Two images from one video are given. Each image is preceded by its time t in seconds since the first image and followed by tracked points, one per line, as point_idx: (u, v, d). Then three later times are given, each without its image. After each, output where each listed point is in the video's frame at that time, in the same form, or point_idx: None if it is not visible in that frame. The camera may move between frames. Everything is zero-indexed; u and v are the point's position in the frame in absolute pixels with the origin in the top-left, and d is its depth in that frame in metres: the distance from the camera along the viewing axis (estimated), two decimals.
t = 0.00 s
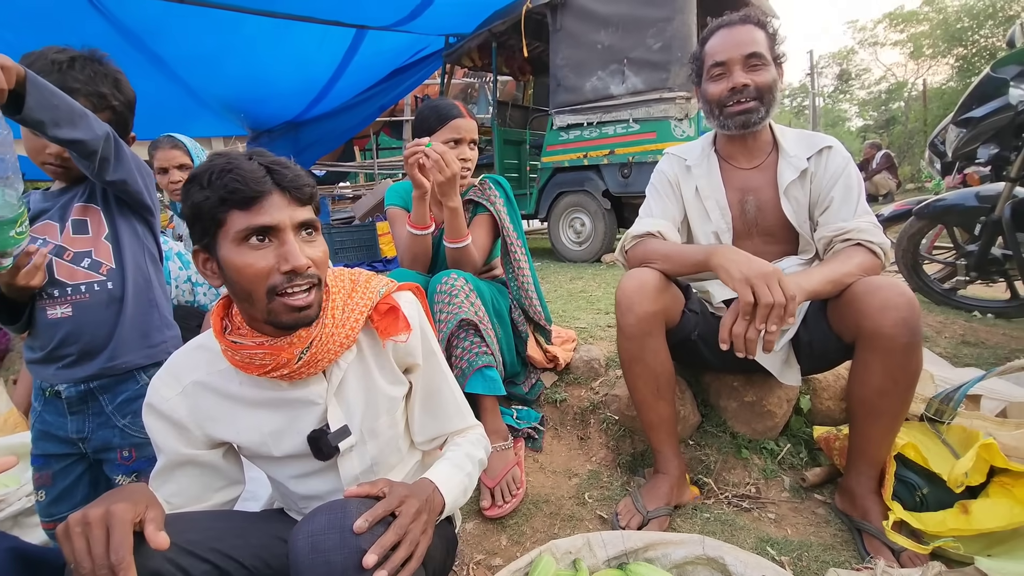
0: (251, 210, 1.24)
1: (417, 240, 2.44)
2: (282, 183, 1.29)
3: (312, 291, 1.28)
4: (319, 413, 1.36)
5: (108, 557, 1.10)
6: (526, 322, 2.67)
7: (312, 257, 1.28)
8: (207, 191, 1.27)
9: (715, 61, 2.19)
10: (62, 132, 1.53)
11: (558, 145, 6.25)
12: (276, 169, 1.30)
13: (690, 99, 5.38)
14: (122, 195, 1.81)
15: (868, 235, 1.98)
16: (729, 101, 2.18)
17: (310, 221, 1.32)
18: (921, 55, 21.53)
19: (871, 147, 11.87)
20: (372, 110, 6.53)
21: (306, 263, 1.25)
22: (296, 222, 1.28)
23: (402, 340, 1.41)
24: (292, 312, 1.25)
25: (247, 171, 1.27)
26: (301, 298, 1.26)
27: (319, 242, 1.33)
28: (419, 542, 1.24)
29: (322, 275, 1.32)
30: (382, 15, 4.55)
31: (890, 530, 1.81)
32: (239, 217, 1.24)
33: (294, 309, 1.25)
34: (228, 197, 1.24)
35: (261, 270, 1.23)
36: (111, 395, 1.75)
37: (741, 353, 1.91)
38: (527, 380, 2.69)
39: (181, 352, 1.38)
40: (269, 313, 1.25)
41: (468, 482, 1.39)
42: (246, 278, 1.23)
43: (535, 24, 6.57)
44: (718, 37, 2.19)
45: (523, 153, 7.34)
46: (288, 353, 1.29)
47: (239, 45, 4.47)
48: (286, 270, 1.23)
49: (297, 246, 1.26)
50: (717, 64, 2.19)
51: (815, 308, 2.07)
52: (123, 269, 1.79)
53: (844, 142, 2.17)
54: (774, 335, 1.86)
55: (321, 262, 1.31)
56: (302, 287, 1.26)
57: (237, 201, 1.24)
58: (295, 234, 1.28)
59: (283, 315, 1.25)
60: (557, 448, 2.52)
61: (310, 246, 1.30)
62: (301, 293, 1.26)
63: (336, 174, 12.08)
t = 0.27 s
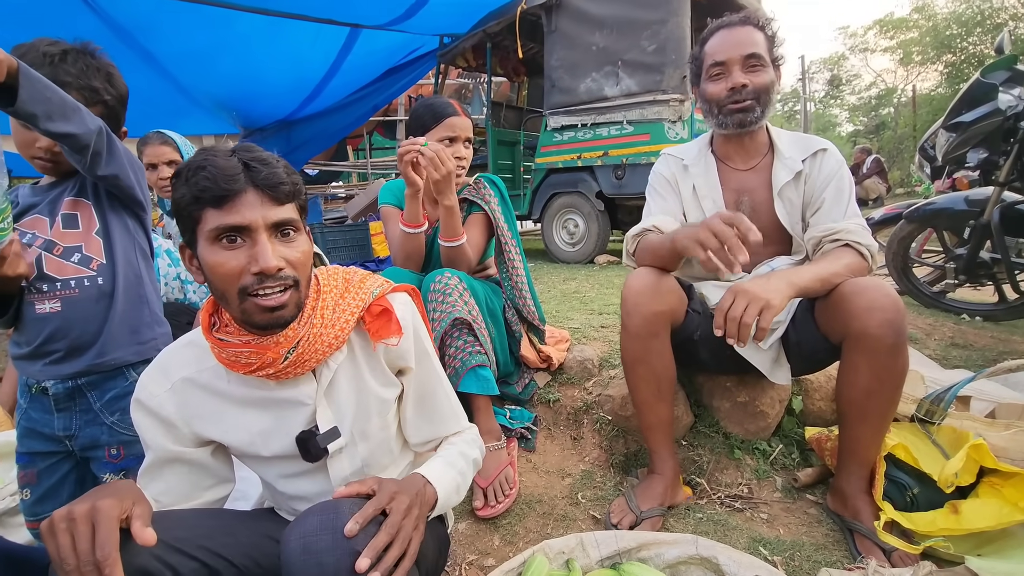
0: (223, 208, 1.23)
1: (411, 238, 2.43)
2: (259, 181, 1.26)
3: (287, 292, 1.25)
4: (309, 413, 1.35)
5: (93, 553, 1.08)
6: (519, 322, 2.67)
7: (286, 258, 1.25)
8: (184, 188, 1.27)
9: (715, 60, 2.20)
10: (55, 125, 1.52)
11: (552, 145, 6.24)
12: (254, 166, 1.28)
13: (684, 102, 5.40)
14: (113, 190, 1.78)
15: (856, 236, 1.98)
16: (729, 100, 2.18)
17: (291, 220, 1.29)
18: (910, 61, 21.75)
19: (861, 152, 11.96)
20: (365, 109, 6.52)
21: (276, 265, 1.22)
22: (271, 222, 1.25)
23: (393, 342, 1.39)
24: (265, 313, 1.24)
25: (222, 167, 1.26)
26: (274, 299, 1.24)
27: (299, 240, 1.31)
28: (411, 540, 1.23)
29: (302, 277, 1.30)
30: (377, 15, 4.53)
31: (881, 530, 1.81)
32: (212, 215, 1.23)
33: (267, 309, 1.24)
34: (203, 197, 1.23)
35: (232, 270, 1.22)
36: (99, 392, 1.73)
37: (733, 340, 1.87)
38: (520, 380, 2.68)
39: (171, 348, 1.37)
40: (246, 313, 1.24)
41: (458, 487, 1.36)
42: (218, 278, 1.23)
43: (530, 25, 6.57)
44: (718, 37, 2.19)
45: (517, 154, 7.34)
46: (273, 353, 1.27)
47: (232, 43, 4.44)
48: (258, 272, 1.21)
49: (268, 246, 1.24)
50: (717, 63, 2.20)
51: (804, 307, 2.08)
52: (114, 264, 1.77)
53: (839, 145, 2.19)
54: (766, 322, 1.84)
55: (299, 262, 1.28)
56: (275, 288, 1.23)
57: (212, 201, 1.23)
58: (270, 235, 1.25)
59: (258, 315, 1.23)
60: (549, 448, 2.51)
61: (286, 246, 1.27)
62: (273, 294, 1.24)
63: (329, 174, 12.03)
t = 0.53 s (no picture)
0: (221, 207, 1.22)
1: (407, 239, 2.42)
2: (258, 181, 1.25)
3: (282, 293, 1.25)
4: (302, 416, 1.34)
5: (90, 548, 1.08)
6: (515, 323, 2.67)
7: (281, 258, 1.24)
8: (183, 185, 1.26)
9: (714, 64, 2.20)
10: (46, 125, 1.50)
11: (547, 147, 6.25)
12: (254, 166, 1.27)
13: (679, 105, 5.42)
14: (107, 188, 1.78)
15: (850, 240, 1.99)
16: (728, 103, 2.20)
17: (289, 221, 1.28)
18: (902, 68, 21.94)
19: (854, 157, 12.03)
20: (362, 108, 6.55)
21: (272, 265, 1.21)
22: (269, 223, 1.25)
23: (388, 345, 1.37)
24: (260, 313, 1.23)
25: (221, 165, 1.25)
26: (269, 299, 1.23)
27: (297, 241, 1.30)
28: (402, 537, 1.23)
29: (298, 279, 1.29)
30: (374, 15, 4.53)
31: (875, 533, 1.82)
32: (210, 213, 1.22)
33: (262, 309, 1.23)
34: (201, 194, 1.23)
35: (227, 270, 1.21)
36: (93, 391, 1.71)
37: (718, 345, 1.89)
38: (516, 382, 2.68)
39: (168, 346, 1.36)
40: (239, 312, 1.23)
41: (449, 492, 1.35)
42: (214, 277, 1.22)
43: (526, 27, 6.59)
44: (716, 40, 2.20)
45: (513, 156, 7.34)
46: (267, 354, 1.26)
47: (226, 41, 4.42)
48: (253, 272, 1.20)
49: (265, 247, 1.23)
50: (715, 66, 2.20)
51: (798, 311, 2.09)
52: (108, 263, 1.76)
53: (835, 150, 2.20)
54: (750, 327, 1.84)
55: (296, 263, 1.27)
56: (270, 289, 1.22)
57: (210, 199, 1.22)
58: (268, 236, 1.25)
59: (252, 315, 1.22)
60: (545, 449, 2.51)
61: (283, 247, 1.26)
62: (268, 294, 1.23)
63: (323, 175, 11.99)
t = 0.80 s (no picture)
0: (226, 204, 1.22)
1: (406, 239, 2.42)
2: (264, 178, 1.26)
3: (285, 291, 1.25)
4: (302, 414, 1.34)
5: (88, 546, 1.08)
6: (513, 324, 2.67)
7: (286, 256, 1.24)
8: (188, 182, 1.26)
9: (710, 67, 2.22)
10: (48, 126, 1.50)
11: (545, 149, 6.26)
12: (259, 164, 1.27)
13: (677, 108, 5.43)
14: (108, 189, 1.77)
15: (846, 242, 2.01)
16: (723, 107, 2.20)
17: (293, 219, 1.28)
18: (898, 72, 22.06)
19: (850, 161, 12.07)
20: (360, 108, 6.61)
21: (276, 264, 1.21)
22: (273, 221, 1.25)
23: (389, 344, 1.38)
24: (263, 310, 1.23)
25: (227, 162, 1.25)
26: (272, 297, 1.23)
27: (300, 240, 1.30)
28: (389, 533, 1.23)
29: (301, 277, 1.29)
30: (372, 15, 4.53)
31: (870, 535, 1.83)
32: (215, 211, 1.22)
33: (265, 307, 1.23)
34: (206, 191, 1.23)
35: (232, 267, 1.21)
36: (89, 390, 1.71)
37: (718, 347, 1.90)
38: (514, 382, 2.68)
39: (167, 343, 1.36)
40: (242, 310, 1.23)
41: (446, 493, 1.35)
42: (218, 274, 1.21)
43: (525, 29, 6.60)
44: (713, 44, 2.22)
45: (510, 157, 7.35)
46: (268, 352, 1.26)
47: (224, 39, 4.41)
48: (258, 270, 1.20)
49: (270, 245, 1.23)
50: (712, 70, 2.22)
51: (795, 313, 2.10)
52: (106, 261, 1.75)
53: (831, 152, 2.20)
54: (749, 329, 1.85)
55: (299, 262, 1.27)
56: (273, 287, 1.22)
57: (215, 196, 1.22)
58: (272, 234, 1.25)
59: (255, 313, 1.22)
60: (542, 450, 2.52)
61: (287, 245, 1.27)
62: (272, 293, 1.23)
63: (320, 175, 11.96)
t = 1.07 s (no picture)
0: (236, 201, 1.23)
1: (410, 238, 2.43)
2: (275, 176, 1.26)
3: (295, 288, 1.25)
4: (309, 410, 1.34)
5: (100, 540, 1.09)
6: (517, 323, 2.68)
7: (296, 254, 1.25)
8: (199, 179, 1.27)
9: (715, 68, 2.23)
10: (72, 117, 1.51)
11: (547, 148, 6.26)
12: (271, 161, 1.28)
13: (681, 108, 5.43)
14: (119, 186, 1.78)
15: (851, 244, 2.01)
16: (729, 106, 2.21)
17: (303, 216, 1.29)
18: (901, 74, 22.02)
19: (853, 162, 12.05)
20: (363, 107, 6.63)
21: (286, 261, 1.22)
22: (284, 218, 1.25)
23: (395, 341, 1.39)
24: (273, 306, 1.23)
25: (238, 159, 1.26)
26: (282, 294, 1.23)
27: (310, 237, 1.31)
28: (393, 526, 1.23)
29: (310, 274, 1.30)
30: (377, 14, 4.54)
31: (875, 535, 1.83)
32: (226, 207, 1.23)
33: (275, 303, 1.23)
34: (218, 188, 1.23)
35: (243, 263, 1.21)
36: (93, 387, 1.71)
37: (729, 351, 1.91)
38: (518, 381, 2.69)
39: (174, 340, 1.37)
40: (252, 306, 1.23)
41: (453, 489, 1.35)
42: (228, 270, 1.22)
43: (528, 28, 6.60)
44: (719, 44, 2.22)
45: (513, 157, 7.35)
46: (276, 347, 1.27)
47: (228, 37, 4.41)
48: (268, 267, 1.21)
49: (280, 242, 1.24)
50: (716, 70, 2.23)
51: (798, 313, 2.10)
52: (112, 258, 1.76)
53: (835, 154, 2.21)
54: (760, 334, 1.86)
55: (309, 259, 1.28)
56: (283, 283, 1.23)
57: (227, 192, 1.23)
58: (282, 231, 1.25)
59: (265, 309, 1.23)
60: (545, 449, 2.52)
61: (297, 242, 1.27)
62: (282, 289, 1.23)
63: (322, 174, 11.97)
